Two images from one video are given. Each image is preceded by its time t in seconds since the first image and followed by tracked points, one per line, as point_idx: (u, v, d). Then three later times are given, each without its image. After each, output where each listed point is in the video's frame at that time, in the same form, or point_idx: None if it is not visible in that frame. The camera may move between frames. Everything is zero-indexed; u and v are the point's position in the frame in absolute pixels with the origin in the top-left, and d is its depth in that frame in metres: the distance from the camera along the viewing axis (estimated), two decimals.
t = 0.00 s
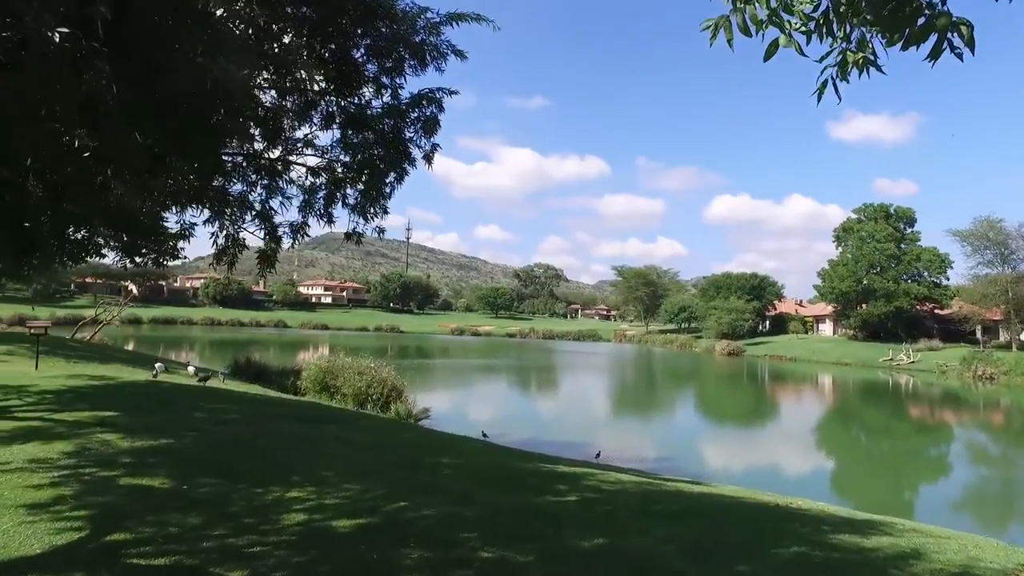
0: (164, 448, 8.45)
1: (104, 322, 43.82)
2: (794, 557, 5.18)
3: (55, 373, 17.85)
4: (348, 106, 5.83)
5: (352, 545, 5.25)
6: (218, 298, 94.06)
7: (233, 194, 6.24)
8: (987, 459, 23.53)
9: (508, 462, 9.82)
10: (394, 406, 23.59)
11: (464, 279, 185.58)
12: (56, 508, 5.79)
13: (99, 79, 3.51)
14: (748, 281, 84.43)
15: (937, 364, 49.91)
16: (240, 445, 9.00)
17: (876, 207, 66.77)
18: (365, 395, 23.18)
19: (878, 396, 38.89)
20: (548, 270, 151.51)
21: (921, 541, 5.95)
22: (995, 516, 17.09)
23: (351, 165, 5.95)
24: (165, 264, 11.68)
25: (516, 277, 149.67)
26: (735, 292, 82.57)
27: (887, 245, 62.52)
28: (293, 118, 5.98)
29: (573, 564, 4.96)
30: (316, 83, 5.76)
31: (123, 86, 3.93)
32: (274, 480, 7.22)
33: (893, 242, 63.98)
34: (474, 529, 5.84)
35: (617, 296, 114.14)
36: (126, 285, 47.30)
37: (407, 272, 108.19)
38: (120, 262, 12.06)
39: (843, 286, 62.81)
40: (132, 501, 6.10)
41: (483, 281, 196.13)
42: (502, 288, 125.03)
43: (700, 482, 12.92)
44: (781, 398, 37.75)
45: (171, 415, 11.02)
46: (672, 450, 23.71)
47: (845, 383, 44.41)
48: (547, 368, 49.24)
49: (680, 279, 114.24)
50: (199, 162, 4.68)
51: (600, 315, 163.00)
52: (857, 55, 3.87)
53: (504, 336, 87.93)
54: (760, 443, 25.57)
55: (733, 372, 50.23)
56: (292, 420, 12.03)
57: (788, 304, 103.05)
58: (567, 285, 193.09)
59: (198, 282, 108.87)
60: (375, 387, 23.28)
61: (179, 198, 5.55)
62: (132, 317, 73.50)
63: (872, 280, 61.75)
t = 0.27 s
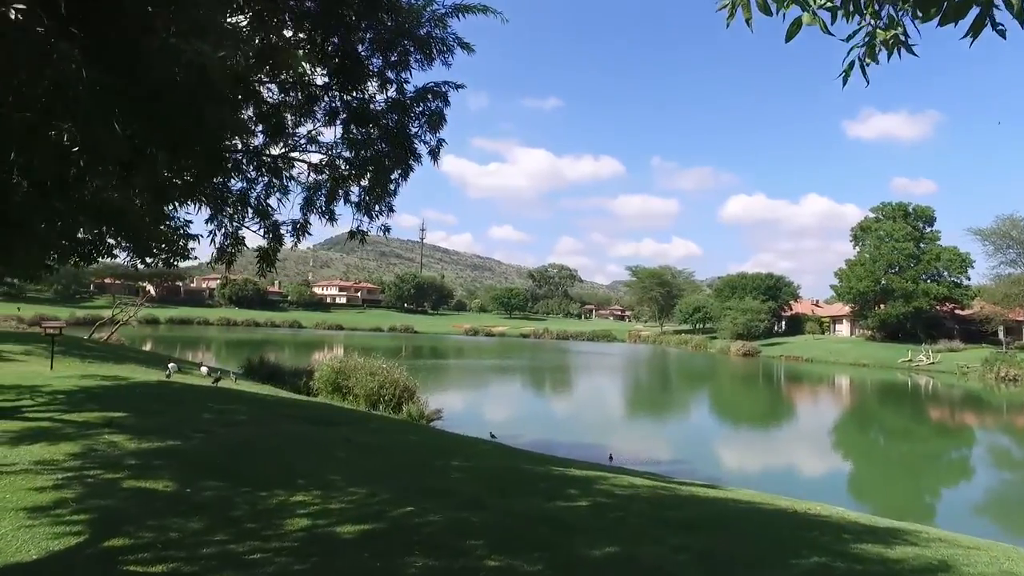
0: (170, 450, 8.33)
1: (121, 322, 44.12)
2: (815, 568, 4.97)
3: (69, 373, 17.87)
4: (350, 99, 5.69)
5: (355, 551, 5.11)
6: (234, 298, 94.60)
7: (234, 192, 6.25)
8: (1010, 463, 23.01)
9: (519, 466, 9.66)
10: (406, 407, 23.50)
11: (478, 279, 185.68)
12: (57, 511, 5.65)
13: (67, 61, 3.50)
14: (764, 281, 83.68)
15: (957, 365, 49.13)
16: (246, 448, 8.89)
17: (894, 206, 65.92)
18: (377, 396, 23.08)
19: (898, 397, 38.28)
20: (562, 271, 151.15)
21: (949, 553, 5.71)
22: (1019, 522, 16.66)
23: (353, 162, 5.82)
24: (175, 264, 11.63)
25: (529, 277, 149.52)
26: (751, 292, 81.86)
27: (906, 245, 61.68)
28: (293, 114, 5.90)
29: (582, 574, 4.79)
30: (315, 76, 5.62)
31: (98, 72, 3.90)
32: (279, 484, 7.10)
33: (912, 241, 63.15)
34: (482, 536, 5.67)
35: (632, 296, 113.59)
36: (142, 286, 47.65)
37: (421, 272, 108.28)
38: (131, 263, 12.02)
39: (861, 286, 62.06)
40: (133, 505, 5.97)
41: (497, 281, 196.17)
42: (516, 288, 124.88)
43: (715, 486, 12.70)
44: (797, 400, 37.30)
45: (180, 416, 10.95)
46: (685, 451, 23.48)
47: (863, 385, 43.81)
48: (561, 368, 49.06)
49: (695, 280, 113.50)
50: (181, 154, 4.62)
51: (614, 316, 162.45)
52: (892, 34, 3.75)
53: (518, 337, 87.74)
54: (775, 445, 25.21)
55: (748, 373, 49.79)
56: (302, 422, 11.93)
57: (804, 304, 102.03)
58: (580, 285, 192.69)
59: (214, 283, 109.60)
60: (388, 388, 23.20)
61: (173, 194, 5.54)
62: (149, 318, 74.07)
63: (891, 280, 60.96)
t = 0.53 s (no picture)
0: (175, 452, 8.21)
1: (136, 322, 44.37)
2: None
3: (81, 372, 17.87)
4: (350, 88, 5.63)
5: (357, 559, 4.95)
6: (248, 299, 95.04)
7: (234, 187, 6.22)
8: None
9: (529, 469, 9.49)
10: (417, 407, 23.36)
11: (490, 280, 185.66)
12: (54, 515, 5.50)
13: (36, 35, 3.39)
14: (779, 281, 83.01)
15: (976, 367, 48.41)
16: (252, 449, 8.76)
17: (910, 206, 65.17)
18: (387, 396, 22.96)
19: (915, 399, 37.71)
20: (574, 271, 150.79)
21: (981, 565, 5.48)
22: None
23: (356, 155, 5.78)
24: (184, 264, 11.55)
25: (542, 277, 149.30)
26: (765, 293, 81.24)
27: (923, 245, 60.92)
28: (294, 105, 5.88)
29: None
30: (316, 66, 5.58)
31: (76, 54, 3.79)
32: (282, 488, 6.94)
33: (929, 241, 62.33)
34: (489, 543, 5.49)
35: (644, 296, 113.15)
36: (157, 286, 47.93)
37: (434, 273, 108.41)
38: (140, 263, 11.96)
39: (877, 287, 61.37)
40: (132, 509, 5.83)
41: (509, 282, 196.10)
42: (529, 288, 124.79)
43: (730, 490, 12.47)
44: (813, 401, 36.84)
45: (187, 416, 10.85)
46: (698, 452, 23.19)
47: (880, 386, 43.24)
48: (574, 368, 48.85)
49: (708, 281, 112.87)
50: (169, 147, 4.48)
51: (627, 317, 161.83)
52: (915, 27, 3.71)
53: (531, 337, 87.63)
54: (789, 446, 24.86)
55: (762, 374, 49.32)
56: (310, 422, 11.82)
57: (819, 304, 101.19)
58: (593, 286, 192.47)
59: (229, 284, 110.29)
60: (399, 389, 23.07)
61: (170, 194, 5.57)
62: (165, 318, 74.63)
63: (907, 280, 60.23)
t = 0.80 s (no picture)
0: (177, 454, 8.07)
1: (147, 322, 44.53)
2: None
3: (89, 372, 17.82)
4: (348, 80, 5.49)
5: (355, 568, 4.76)
6: (259, 300, 95.33)
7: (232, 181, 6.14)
8: None
9: (537, 473, 9.28)
10: (425, 408, 23.20)
11: (500, 280, 185.51)
12: (47, 521, 5.34)
13: None
14: (791, 282, 82.37)
15: (992, 368, 47.73)
16: (255, 452, 8.60)
17: (924, 205, 64.48)
18: (395, 397, 22.81)
19: (929, 401, 37.22)
20: (584, 271, 150.46)
21: None
22: None
23: (355, 149, 5.66)
24: (189, 264, 11.42)
25: (552, 278, 149.04)
26: (776, 293, 80.64)
27: (937, 244, 60.21)
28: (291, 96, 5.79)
29: None
30: (314, 58, 5.45)
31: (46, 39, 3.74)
32: (283, 493, 6.76)
33: (944, 240, 61.61)
34: (493, 552, 5.28)
35: (655, 297, 112.68)
36: (168, 287, 48.11)
37: (443, 274, 108.42)
38: (147, 262, 11.85)
39: (891, 287, 60.72)
40: (127, 515, 5.66)
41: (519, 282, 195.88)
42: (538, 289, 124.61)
43: (743, 493, 12.21)
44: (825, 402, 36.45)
45: (191, 417, 10.73)
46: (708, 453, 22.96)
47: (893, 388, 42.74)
48: (584, 368, 48.68)
49: (719, 281, 112.23)
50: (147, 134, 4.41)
51: (637, 317, 161.18)
52: (947, 2, 4.07)
53: (540, 338, 87.43)
54: (799, 448, 24.57)
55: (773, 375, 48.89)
56: (316, 424, 11.66)
57: (831, 305, 100.37)
58: (603, 286, 192.15)
59: (240, 284, 110.77)
60: (407, 389, 22.93)
61: (172, 193, 5.76)
62: (176, 318, 75.02)
63: (921, 280, 59.56)
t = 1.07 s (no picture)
0: (176, 458, 7.90)
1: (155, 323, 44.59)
2: None
3: (94, 373, 17.71)
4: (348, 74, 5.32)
5: None
6: (267, 300, 95.49)
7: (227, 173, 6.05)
8: None
9: (544, 477, 9.07)
10: (431, 409, 23.01)
11: (508, 281, 185.37)
12: (37, 527, 5.19)
13: None
14: (800, 282, 81.83)
15: (1005, 369, 47.18)
16: (256, 455, 8.42)
17: (936, 204, 63.89)
18: (401, 398, 22.64)
19: (940, 402, 36.83)
20: (592, 272, 150.15)
21: None
22: None
23: (351, 143, 5.55)
24: (192, 264, 11.21)
25: (560, 278, 148.77)
26: (786, 293, 80.12)
27: (949, 244, 59.61)
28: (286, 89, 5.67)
29: None
30: (311, 49, 5.28)
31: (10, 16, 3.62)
32: (282, 498, 6.58)
33: (956, 240, 60.99)
34: (496, 561, 5.09)
35: (663, 297, 112.25)
36: (177, 287, 48.17)
37: (451, 274, 108.36)
38: (150, 262, 11.64)
39: (901, 287, 60.16)
40: (120, 521, 5.49)
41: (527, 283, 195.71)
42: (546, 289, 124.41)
43: (754, 498, 11.97)
44: (835, 403, 36.09)
45: (193, 419, 10.57)
46: (716, 454, 22.70)
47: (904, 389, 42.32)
48: (592, 369, 48.42)
49: (727, 281, 111.70)
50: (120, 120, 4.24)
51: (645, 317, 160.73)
52: None
53: (548, 338, 87.20)
54: (809, 449, 24.26)
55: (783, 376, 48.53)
56: (319, 426, 11.49)
57: (840, 305, 99.73)
58: (611, 287, 191.92)
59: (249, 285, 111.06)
60: (413, 390, 22.76)
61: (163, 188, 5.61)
62: (185, 319, 75.22)
63: (933, 280, 58.98)
